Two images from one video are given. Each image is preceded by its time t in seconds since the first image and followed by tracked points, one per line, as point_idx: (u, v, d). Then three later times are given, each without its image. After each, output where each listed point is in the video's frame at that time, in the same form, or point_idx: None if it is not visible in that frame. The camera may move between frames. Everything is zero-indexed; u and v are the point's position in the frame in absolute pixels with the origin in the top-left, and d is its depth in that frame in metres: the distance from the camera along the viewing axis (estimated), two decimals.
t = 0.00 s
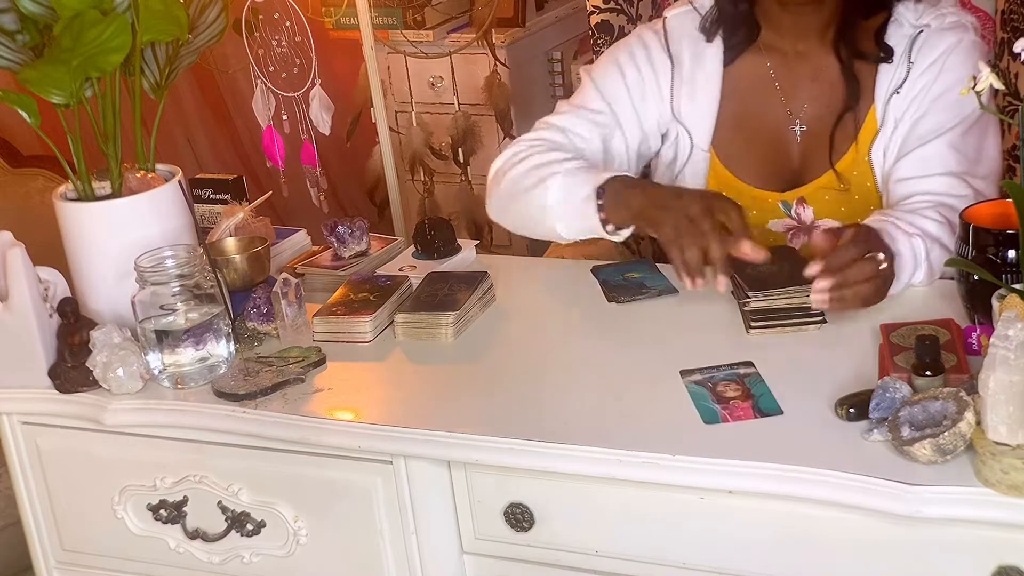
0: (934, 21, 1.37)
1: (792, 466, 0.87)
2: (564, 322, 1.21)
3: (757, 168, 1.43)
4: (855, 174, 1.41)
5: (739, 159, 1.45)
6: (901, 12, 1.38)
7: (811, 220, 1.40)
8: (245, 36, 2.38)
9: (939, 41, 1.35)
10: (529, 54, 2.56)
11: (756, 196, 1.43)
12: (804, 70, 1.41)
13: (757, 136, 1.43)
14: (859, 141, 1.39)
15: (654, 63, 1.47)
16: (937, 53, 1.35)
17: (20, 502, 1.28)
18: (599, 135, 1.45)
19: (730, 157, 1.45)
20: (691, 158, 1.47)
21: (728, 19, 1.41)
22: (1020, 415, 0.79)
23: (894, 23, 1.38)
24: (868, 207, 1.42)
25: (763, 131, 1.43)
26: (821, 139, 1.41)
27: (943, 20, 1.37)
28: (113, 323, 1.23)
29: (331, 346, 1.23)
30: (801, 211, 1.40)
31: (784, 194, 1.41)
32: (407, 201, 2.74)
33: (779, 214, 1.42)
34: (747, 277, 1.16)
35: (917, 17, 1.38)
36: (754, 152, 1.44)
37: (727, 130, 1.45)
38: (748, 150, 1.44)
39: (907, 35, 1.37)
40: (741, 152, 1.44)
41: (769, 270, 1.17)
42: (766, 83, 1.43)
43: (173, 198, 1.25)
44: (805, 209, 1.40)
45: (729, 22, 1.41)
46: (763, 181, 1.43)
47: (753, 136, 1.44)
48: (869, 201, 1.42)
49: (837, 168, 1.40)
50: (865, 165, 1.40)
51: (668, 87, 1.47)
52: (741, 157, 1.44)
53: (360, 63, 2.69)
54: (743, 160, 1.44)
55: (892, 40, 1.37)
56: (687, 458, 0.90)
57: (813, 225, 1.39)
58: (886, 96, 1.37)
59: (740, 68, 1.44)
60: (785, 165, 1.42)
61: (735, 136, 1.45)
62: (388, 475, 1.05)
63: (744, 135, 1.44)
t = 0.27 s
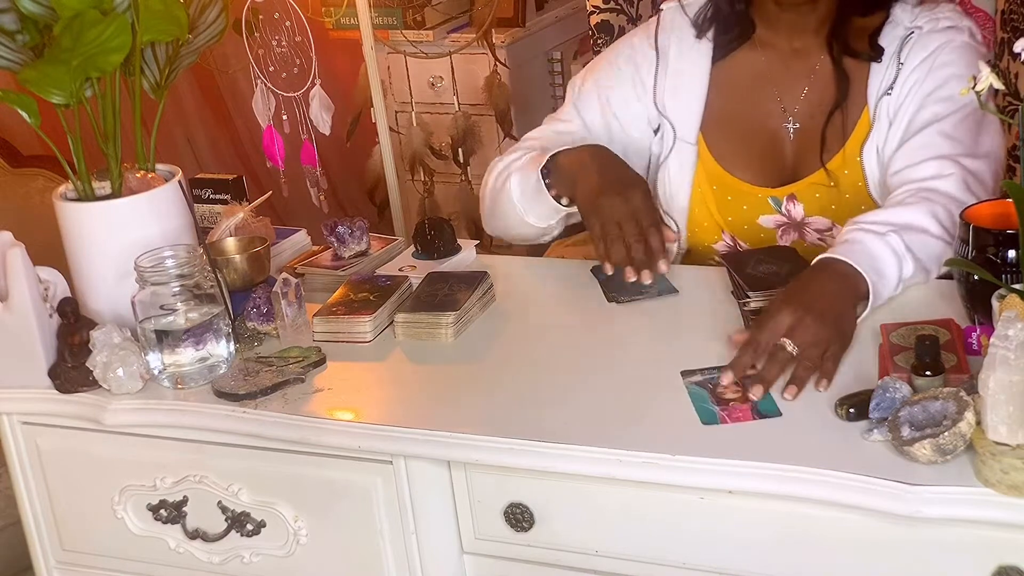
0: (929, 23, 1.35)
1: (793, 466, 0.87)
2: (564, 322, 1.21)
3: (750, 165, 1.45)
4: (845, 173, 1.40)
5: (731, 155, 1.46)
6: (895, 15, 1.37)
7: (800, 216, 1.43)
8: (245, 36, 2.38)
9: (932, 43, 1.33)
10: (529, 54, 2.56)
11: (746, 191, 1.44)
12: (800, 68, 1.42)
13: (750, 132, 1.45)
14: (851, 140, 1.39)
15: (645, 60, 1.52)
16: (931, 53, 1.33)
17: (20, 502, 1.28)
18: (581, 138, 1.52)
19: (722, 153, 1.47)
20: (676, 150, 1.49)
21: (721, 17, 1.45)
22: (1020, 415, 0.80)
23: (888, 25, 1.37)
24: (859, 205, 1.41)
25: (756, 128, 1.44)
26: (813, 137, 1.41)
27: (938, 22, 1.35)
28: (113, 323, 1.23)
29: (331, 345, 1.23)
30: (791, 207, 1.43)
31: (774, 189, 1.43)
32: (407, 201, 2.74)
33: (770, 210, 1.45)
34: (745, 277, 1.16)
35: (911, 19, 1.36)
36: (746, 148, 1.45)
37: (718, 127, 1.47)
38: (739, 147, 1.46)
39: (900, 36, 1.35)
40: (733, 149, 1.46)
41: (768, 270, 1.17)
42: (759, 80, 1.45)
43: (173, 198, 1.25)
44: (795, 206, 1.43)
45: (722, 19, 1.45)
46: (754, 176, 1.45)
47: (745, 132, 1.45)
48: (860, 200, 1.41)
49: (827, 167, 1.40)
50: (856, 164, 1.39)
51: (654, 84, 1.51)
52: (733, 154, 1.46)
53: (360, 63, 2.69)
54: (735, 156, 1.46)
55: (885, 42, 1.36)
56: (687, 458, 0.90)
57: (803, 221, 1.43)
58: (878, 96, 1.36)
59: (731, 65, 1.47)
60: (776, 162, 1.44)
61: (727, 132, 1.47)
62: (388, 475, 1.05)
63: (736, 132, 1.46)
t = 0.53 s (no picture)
0: (932, 26, 1.33)
1: (793, 466, 0.87)
2: (562, 322, 1.22)
3: (746, 165, 1.46)
4: (840, 176, 1.39)
5: (726, 154, 1.47)
6: (897, 18, 1.35)
7: (794, 217, 1.44)
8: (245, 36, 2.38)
9: (933, 47, 1.31)
10: (529, 54, 2.56)
11: (739, 190, 1.45)
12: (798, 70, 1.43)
13: (746, 133, 1.46)
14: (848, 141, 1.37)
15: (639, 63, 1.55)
16: (931, 57, 1.31)
17: (19, 502, 1.28)
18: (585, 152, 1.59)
19: (719, 153, 1.48)
20: (661, 150, 1.51)
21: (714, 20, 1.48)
22: (1020, 415, 0.80)
23: (888, 28, 1.35)
24: (854, 208, 1.41)
25: (753, 129, 1.45)
26: (807, 138, 1.41)
27: (939, 25, 1.33)
28: (113, 323, 1.23)
29: (330, 346, 1.23)
30: (785, 208, 1.44)
31: (767, 190, 1.44)
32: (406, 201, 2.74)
33: (764, 209, 1.45)
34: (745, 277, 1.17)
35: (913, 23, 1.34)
36: (742, 149, 1.46)
37: (715, 128, 1.48)
38: (737, 150, 1.46)
39: (900, 40, 1.33)
40: (728, 149, 1.47)
41: (768, 271, 1.17)
42: (758, 81, 1.46)
43: (173, 198, 1.25)
44: (788, 206, 1.43)
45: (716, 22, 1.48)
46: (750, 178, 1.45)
47: (741, 133, 1.46)
48: (855, 204, 1.40)
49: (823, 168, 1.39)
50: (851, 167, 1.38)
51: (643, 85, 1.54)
52: (729, 153, 1.47)
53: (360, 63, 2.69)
54: (731, 157, 1.47)
55: (886, 44, 1.34)
56: (687, 458, 0.90)
57: (796, 222, 1.44)
58: (877, 100, 1.34)
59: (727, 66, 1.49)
60: (773, 164, 1.44)
61: (722, 132, 1.48)
62: (388, 475, 1.05)
63: (733, 133, 1.47)
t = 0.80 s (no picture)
0: (934, 25, 1.33)
1: (793, 466, 0.87)
2: (562, 321, 1.22)
3: (747, 162, 1.46)
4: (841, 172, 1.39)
5: (726, 151, 1.47)
6: (899, 17, 1.35)
7: (794, 212, 1.43)
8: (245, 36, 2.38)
9: (935, 47, 1.32)
10: (529, 54, 2.56)
11: (740, 185, 1.45)
12: (798, 67, 1.43)
13: (747, 131, 1.46)
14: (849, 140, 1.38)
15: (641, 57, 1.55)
16: (933, 56, 1.31)
17: (19, 502, 1.28)
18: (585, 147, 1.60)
19: (720, 150, 1.48)
20: (662, 145, 1.51)
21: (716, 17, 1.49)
22: (1020, 415, 0.80)
23: (890, 28, 1.35)
24: (853, 205, 1.40)
25: (754, 127, 1.45)
26: (808, 136, 1.42)
27: (941, 24, 1.33)
28: (113, 323, 1.23)
29: (331, 346, 1.23)
30: (784, 203, 1.43)
31: (767, 185, 1.43)
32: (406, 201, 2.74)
33: (763, 204, 1.45)
34: (744, 275, 1.17)
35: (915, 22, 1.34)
36: (743, 146, 1.46)
37: (716, 126, 1.48)
38: (737, 147, 1.46)
39: (902, 40, 1.33)
40: (729, 145, 1.47)
41: (768, 270, 1.17)
42: (759, 78, 1.46)
43: (173, 198, 1.25)
44: (788, 202, 1.43)
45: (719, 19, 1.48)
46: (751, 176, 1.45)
47: (742, 130, 1.46)
48: (855, 201, 1.40)
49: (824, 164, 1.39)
50: (852, 165, 1.38)
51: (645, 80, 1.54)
52: (730, 150, 1.47)
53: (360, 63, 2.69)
54: (732, 153, 1.47)
55: (887, 44, 1.34)
56: (687, 458, 0.90)
57: (796, 217, 1.44)
58: (878, 99, 1.34)
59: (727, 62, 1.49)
60: (774, 162, 1.44)
61: (723, 129, 1.48)
62: (388, 475, 1.05)
63: (734, 130, 1.47)
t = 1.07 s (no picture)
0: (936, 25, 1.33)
1: (793, 466, 0.87)
2: (562, 321, 1.22)
3: (747, 161, 1.46)
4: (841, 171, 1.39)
5: (727, 149, 1.47)
6: (901, 17, 1.35)
7: (794, 212, 1.44)
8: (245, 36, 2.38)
9: (936, 47, 1.32)
10: (529, 54, 2.56)
11: (740, 184, 1.45)
12: (799, 66, 1.43)
13: (748, 129, 1.45)
14: (849, 138, 1.38)
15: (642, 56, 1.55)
16: (934, 56, 1.31)
17: (19, 502, 1.28)
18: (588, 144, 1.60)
19: (720, 148, 1.48)
20: (663, 142, 1.51)
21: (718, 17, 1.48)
22: (1020, 415, 0.80)
23: (891, 27, 1.35)
24: (853, 205, 1.41)
25: (755, 125, 1.45)
26: (808, 136, 1.42)
27: (943, 24, 1.33)
28: (113, 323, 1.23)
29: (330, 346, 1.23)
30: (784, 203, 1.44)
31: (767, 184, 1.44)
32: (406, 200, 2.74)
33: (763, 203, 1.45)
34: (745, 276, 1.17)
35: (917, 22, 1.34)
36: (744, 145, 1.46)
37: (717, 125, 1.48)
38: (738, 146, 1.46)
39: (903, 40, 1.34)
40: (729, 144, 1.47)
41: (768, 271, 1.17)
42: (760, 77, 1.46)
43: (173, 198, 1.25)
44: (788, 201, 1.43)
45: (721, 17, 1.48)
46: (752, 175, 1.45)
47: (742, 129, 1.46)
48: (854, 200, 1.40)
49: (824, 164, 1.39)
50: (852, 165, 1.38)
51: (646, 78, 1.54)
52: (730, 149, 1.47)
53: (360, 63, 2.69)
54: (732, 152, 1.47)
55: (888, 43, 1.34)
56: (687, 458, 0.90)
57: (796, 217, 1.44)
58: (880, 99, 1.34)
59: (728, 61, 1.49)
60: (774, 161, 1.44)
61: (724, 128, 1.48)
62: (388, 475, 1.05)
63: (735, 129, 1.47)
